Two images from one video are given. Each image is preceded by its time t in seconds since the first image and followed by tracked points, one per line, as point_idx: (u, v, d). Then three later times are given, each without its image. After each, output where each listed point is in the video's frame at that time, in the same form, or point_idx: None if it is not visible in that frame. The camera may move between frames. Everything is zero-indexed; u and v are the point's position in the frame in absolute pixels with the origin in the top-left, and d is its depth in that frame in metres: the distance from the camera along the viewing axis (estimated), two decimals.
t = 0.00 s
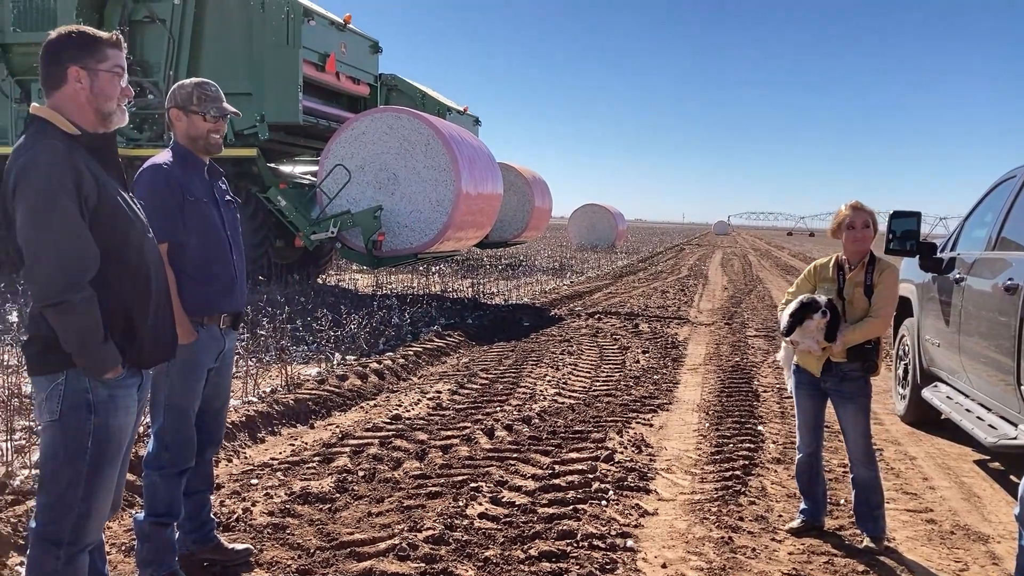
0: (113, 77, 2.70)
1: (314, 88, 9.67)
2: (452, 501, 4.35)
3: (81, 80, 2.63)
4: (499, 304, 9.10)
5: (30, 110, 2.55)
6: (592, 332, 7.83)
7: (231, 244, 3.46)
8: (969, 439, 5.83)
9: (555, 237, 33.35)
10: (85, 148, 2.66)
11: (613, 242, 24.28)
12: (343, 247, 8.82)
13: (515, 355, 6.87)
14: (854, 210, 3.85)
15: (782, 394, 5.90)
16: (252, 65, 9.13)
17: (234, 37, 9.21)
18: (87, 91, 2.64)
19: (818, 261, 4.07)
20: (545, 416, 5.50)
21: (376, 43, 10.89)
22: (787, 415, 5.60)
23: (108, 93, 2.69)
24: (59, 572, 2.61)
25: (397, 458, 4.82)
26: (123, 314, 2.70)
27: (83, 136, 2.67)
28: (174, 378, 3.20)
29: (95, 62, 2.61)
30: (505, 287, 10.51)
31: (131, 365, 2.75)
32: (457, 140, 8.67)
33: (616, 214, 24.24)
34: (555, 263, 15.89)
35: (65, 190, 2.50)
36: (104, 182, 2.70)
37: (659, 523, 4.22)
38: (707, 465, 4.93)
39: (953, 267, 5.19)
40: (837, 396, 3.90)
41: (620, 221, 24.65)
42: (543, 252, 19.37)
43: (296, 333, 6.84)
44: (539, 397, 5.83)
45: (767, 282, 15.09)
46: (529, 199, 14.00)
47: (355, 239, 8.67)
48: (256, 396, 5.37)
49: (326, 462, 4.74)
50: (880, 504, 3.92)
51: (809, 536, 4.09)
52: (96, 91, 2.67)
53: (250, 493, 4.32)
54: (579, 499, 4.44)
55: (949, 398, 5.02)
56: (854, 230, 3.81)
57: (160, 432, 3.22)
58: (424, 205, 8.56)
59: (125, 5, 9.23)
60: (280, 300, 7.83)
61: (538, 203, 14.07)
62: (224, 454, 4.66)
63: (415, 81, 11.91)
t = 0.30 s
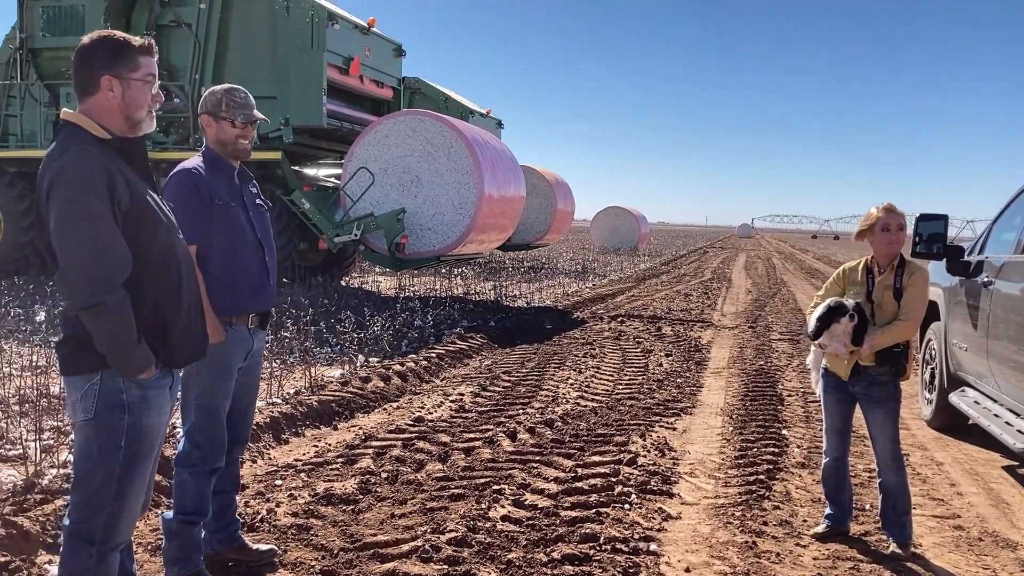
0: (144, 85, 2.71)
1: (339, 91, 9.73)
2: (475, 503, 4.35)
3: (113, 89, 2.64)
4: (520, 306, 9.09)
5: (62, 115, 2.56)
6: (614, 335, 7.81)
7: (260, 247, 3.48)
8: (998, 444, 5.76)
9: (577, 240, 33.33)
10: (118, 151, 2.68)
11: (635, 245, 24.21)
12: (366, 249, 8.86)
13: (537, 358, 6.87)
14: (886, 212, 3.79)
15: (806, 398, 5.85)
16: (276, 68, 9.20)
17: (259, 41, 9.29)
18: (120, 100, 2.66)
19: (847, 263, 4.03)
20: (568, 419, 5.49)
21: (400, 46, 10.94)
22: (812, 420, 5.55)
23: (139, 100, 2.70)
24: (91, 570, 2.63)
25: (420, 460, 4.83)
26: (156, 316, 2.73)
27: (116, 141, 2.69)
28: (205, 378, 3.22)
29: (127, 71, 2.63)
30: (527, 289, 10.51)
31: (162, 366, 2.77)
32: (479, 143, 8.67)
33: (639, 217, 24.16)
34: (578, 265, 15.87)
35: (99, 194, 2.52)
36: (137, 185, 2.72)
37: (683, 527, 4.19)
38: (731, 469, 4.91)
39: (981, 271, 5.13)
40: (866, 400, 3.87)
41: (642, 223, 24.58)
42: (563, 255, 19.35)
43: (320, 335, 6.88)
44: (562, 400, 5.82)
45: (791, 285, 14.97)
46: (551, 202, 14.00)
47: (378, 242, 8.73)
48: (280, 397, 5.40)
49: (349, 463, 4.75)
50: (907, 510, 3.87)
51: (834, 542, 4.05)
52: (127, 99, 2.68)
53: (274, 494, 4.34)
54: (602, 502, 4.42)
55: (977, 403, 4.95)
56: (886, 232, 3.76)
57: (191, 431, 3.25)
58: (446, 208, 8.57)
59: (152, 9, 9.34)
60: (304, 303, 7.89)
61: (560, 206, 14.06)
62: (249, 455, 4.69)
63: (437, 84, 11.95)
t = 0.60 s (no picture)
0: (184, 92, 2.76)
1: (365, 96, 9.80)
2: (500, 507, 4.35)
3: (155, 96, 2.69)
4: (544, 310, 9.09)
5: (105, 121, 2.61)
6: (638, 340, 7.79)
7: (288, 251, 3.50)
8: None
9: (601, 244, 33.28)
10: (156, 157, 2.71)
11: (659, 249, 24.12)
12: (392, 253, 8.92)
13: (561, 362, 6.86)
14: (921, 216, 3.77)
15: (834, 403, 5.80)
16: (302, 73, 9.27)
17: (285, 46, 9.37)
18: (161, 107, 2.71)
19: (884, 269, 4.03)
20: (593, 423, 5.47)
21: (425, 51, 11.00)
22: (839, 425, 5.50)
23: (178, 107, 2.75)
24: (124, 569, 2.66)
25: (445, 463, 4.84)
26: (191, 319, 2.76)
27: (155, 146, 2.72)
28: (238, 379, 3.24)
29: (168, 78, 2.67)
30: (551, 293, 10.50)
31: (196, 369, 2.80)
32: (504, 147, 8.68)
33: (663, 221, 24.05)
34: (602, 269, 15.83)
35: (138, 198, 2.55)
36: (175, 190, 2.74)
37: (709, 532, 4.16)
38: (757, 474, 4.87)
39: (1011, 276, 5.07)
40: (902, 406, 3.83)
41: (667, 227, 24.48)
42: (585, 259, 19.31)
43: (345, 338, 6.91)
44: (586, 404, 5.81)
45: (817, 290, 14.84)
46: (575, 206, 13.98)
47: (402, 246, 8.74)
48: (306, 399, 5.44)
49: (375, 466, 4.77)
50: (938, 517, 3.83)
51: (862, 548, 4.00)
52: (168, 106, 2.73)
53: (300, 496, 4.36)
54: (627, 507, 4.40)
55: (1008, 409, 4.85)
56: (922, 236, 3.74)
57: (228, 431, 3.28)
58: (470, 212, 8.59)
59: (180, 15, 9.47)
60: (330, 306, 7.94)
61: (584, 210, 14.04)
62: (276, 457, 4.72)
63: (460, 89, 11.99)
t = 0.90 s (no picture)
0: (222, 99, 2.77)
1: (391, 101, 9.84)
2: (526, 511, 4.34)
3: (192, 102, 2.72)
4: (569, 314, 9.07)
5: (145, 127, 2.65)
6: (664, 344, 7.76)
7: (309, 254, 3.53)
8: None
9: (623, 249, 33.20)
10: (194, 163, 2.73)
11: (684, 253, 24.04)
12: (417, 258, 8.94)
13: (586, 366, 6.85)
14: (957, 220, 3.76)
15: (861, 409, 5.74)
16: (328, 78, 9.34)
17: (311, 51, 9.45)
18: (196, 113, 2.74)
19: (921, 273, 4.03)
20: (618, 428, 5.45)
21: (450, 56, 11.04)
22: (867, 431, 5.45)
23: (215, 114, 2.77)
24: (160, 571, 2.68)
25: (471, 467, 4.84)
26: (226, 324, 2.78)
27: (193, 152, 2.75)
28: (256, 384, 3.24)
29: (205, 85, 2.69)
30: (575, 297, 10.49)
31: (234, 373, 2.82)
32: (528, 151, 8.69)
33: (687, 225, 23.96)
34: (625, 273, 15.78)
35: (177, 205, 2.57)
36: (212, 196, 2.76)
37: (735, 538, 4.13)
38: (784, 480, 4.82)
39: None
40: (938, 413, 3.79)
41: (691, 231, 24.39)
42: (606, 263, 19.27)
43: (371, 341, 6.94)
44: (611, 409, 5.79)
45: (843, 294, 14.71)
46: (599, 210, 13.95)
47: (428, 249, 8.81)
48: (332, 402, 5.46)
49: (401, 469, 4.78)
50: (970, 525, 3.78)
51: (891, 556, 3.95)
52: (204, 113, 2.75)
53: (327, 498, 4.38)
54: (653, 512, 4.37)
55: None
56: (958, 240, 3.71)
57: (244, 433, 3.28)
58: (494, 216, 8.58)
59: (208, 21, 9.62)
60: (355, 310, 7.99)
61: (608, 214, 14.00)
62: (303, 459, 4.75)
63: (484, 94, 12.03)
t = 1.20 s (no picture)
0: (256, 107, 2.80)
1: (416, 106, 9.87)
2: (551, 515, 4.33)
3: (226, 110, 2.75)
4: (594, 319, 9.05)
5: (181, 136, 2.69)
6: (688, 349, 7.72)
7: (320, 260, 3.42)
8: None
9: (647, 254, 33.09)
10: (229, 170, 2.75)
11: (709, 258, 23.90)
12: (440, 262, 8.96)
13: (610, 371, 6.83)
14: (987, 225, 3.71)
15: (888, 415, 5.68)
16: (352, 83, 9.41)
17: (336, 57, 9.51)
18: (230, 120, 2.76)
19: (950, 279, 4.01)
20: (643, 433, 5.43)
21: (475, 60, 11.06)
22: (895, 437, 5.39)
23: (249, 122, 2.80)
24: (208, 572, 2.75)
25: (495, 471, 4.84)
26: (263, 329, 2.79)
27: (227, 160, 2.77)
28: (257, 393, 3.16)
29: (239, 93, 2.72)
30: (598, 302, 10.47)
31: (271, 377, 2.84)
32: (552, 155, 8.68)
33: (712, 229, 23.86)
34: (650, 277, 15.71)
35: (212, 211, 2.59)
36: (247, 203, 2.78)
37: (761, 544, 4.09)
38: (810, 487, 4.78)
39: None
40: (968, 420, 3.74)
41: (716, 235, 24.26)
42: (628, 267, 19.22)
43: (396, 345, 6.97)
44: (636, 414, 5.77)
45: (870, 299, 14.56)
46: (623, 214, 13.92)
47: (452, 254, 8.84)
48: (357, 406, 5.48)
49: (426, 472, 4.79)
50: (1001, 533, 3.73)
51: (920, 564, 3.90)
52: (238, 121, 2.78)
53: (352, 501, 4.39)
54: (678, 518, 4.35)
55: None
56: (988, 245, 3.67)
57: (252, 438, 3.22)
58: (518, 220, 8.58)
59: (236, 28, 9.78)
60: (380, 313, 8.04)
61: (632, 218, 13.96)
62: (328, 462, 4.77)
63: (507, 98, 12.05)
